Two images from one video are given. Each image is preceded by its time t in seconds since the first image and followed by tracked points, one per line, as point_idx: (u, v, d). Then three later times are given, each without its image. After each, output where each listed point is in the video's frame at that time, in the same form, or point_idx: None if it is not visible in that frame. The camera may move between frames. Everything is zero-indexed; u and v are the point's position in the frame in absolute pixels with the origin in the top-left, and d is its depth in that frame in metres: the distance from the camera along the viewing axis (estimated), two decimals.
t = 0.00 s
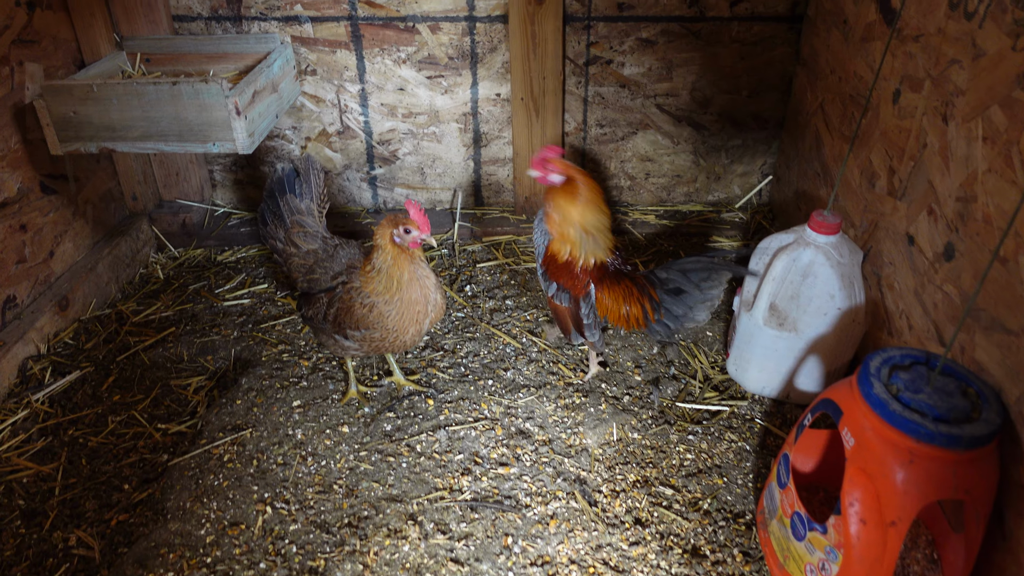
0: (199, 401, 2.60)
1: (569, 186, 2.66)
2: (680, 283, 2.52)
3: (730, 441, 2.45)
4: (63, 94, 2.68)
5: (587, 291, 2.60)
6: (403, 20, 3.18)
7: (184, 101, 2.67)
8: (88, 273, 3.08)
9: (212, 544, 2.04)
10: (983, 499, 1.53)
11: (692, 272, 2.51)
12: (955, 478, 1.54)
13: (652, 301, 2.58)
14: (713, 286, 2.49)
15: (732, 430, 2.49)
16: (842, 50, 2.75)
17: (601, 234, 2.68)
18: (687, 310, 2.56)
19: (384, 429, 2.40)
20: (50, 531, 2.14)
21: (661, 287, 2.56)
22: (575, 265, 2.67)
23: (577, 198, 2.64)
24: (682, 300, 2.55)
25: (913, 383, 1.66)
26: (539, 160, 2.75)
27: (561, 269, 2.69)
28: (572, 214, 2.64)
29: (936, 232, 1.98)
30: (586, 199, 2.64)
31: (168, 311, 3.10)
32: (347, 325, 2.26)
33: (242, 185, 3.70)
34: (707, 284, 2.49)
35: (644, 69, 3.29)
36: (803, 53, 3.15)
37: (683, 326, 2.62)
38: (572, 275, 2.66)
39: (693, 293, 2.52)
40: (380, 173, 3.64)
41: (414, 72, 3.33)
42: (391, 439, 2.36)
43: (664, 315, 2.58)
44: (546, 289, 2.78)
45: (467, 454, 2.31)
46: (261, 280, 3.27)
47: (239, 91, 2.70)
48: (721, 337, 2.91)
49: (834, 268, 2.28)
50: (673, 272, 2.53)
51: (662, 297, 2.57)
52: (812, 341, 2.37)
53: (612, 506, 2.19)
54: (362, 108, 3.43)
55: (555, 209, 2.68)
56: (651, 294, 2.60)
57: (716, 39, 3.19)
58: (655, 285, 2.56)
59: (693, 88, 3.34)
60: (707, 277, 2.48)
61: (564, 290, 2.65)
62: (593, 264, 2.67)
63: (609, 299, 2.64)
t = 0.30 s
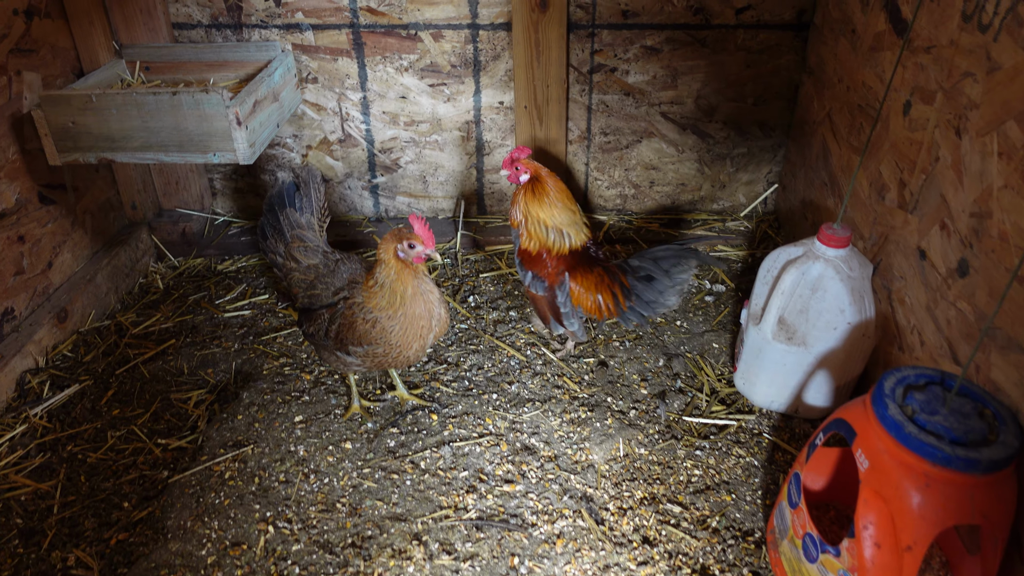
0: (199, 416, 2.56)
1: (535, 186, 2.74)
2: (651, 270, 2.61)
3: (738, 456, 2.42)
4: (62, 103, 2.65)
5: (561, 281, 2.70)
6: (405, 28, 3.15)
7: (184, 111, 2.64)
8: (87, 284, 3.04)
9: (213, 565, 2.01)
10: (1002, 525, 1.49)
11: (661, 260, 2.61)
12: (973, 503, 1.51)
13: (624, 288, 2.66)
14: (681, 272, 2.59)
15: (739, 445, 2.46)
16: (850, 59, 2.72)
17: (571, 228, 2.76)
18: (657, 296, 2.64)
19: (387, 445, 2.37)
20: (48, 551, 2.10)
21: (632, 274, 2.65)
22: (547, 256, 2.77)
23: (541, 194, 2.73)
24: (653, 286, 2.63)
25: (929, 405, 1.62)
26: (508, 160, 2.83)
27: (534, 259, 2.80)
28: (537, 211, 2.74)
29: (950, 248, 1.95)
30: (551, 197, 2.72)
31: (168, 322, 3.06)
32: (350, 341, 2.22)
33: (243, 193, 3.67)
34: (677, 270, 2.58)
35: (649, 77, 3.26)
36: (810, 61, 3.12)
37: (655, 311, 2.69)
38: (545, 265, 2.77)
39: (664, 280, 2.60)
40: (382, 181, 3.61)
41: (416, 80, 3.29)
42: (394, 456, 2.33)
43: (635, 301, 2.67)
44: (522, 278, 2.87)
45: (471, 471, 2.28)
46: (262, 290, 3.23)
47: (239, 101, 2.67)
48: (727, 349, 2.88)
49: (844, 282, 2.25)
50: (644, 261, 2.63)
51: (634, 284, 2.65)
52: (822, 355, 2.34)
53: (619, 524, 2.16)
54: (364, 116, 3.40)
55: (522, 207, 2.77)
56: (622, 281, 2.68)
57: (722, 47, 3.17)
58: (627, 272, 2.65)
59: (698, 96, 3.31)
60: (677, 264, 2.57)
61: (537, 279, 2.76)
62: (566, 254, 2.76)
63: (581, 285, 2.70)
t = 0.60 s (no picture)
0: (200, 430, 2.52)
1: (501, 177, 2.69)
2: (615, 268, 2.67)
3: (747, 472, 2.38)
4: (60, 113, 2.61)
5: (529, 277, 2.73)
6: (408, 35, 3.12)
7: (184, 121, 2.60)
8: (87, 294, 3.00)
9: None
10: None
11: (625, 258, 2.68)
12: (995, 528, 1.46)
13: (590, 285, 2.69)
14: (642, 269, 2.67)
15: (749, 460, 2.43)
16: (860, 68, 2.69)
17: (535, 221, 2.71)
18: (621, 292, 2.69)
19: (392, 461, 2.33)
20: (47, 572, 2.06)
21: (597, 271, 2.69)
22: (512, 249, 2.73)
23: (508, 187, 2.68)
24: (618, 283, 2.68)
25: (948, 426, 1.58)
26: (475, 149, 2.71)
27: (499, 252, 2.77)
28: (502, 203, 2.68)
29: (966, 263, 1.92)
30: (519, 188, 2.69)
31: (168, 334, 3.02)
32: (356, 358, 2.25)
33: (244, 201, 3.63)
34: (640, 268, 2.66)
35: (655, 85, 3.23)
36: (818, 69, 3.09)
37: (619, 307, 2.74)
38: (511, 259, 2.75)
39: (627, 276, 2.66)
40: (384, 190, 3.57)
41: (419, 88, 3.26)
42: (399, 473, 2.29)
43: (601, 297, 2.70)
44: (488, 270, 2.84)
45: (477, 488, 2.24)
46: (262, 301, 3.19)
47: (241, 111, 2.63)
48: (735, 361, 2.84)
49: (856, 296, 2.22)
50: (608, 258, 2.69)
51: (599, 281, 2.69)
52: (833, 370, 2.32)
53: (628, 543, 2.12)
54: (367, 124, 3.36)
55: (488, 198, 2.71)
56: (587, 279, 2.72)
57: (729, 55, 3.14)
58: (592, 269, 2.69)
59: (704, 104, 3.28)
60: (639, 263, 2.66)
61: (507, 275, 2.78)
62: (533, 248, 2.72)
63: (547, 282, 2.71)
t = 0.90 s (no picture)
0: (201, 445, 2.48)
1: (487, 182, 2.76)
2: (597, 255, 2.86)
3: (757, 488, 2.34)
4: (58, 123, 2.56)
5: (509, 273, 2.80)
6: (411, 42, 3.08)
7: (184, 131, 2.56)
8: (85, 305, 2.95)
9: None
10: None
11: (604, 245, 2.88)
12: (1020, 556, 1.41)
13: (573, 274, 2.84)
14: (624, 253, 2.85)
15: (759, 475, 2.39)
16: (871, 76, 2.65)
17: (516, 226, 2.82)
18: (604, 278, 2.88)
19: (396, 478, 2.29)
20: None
21: (580, 260, 2.86)
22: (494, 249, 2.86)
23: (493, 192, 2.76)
24: (600, 270, 2.87)
25: (969, 449, 1.54)
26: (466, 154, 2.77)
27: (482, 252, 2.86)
28: (483, 206, 2.78)
29: (982, 278, 1.88)
30: (502, 193, 2.77)
31: (168, 345, 2.97)
32: (372, 371, 2.21)
33: (244, 209, 3.59)
34: (621, 253, 2.85)
35: (660, 92, 3.19)
36: (826, 76, 3.05)
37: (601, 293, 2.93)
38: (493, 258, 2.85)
39: (609, 261, 2.86)
40: (387, 198, 3.53)
41: (422, 95, 3.22)
42: (404, 490, 2.25)
43: (585, 285, 2.88)
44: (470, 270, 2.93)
45: (483, 506, 2.20)
46: (264, 311, 3.15)
47: (242, 120, 2.59)
48: (743, 373, 2.80)
49: (869, 309, 2.20)
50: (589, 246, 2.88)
51: (582, 269, 2.87)
52: (844, 385, 2.29)
53: (638, 562, 2.08)
54: (369, 131, 3.32)
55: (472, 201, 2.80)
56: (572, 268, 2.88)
57: (735, 61, 3.10)
58: (575, 259, 2.86)
59: (711, 111, 3.24)
60: (621, 247, 2.84)
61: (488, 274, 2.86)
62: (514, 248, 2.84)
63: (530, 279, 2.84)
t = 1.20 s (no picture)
0: (204, 462, 2.43)
1: (452, 185, 2.86)
2: (580, 247, 2.95)
3: (772, 507, 2.29)
4: (58, 134, 2.50)
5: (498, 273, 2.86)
6: (417, 49, 3.03)
7: (187, 141, 2.51)
8: (86, 317, 2.90)
9: None
10: None
11: (586, 237, 2.97)
12: None
13: (558, 268, 2.93)
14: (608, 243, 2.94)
15: (773, 494, 2.34)
16: (887, 86, 2.60)
17: (489, 224, 2.92)
18: (590, 270, 2.97)
19: (404, 498, 2.25)
20: None
21: (564, 254, 2.95)
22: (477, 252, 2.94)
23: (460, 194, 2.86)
24: (584, 261, 2.95)
25: (998, 479, 1.49)
26: (422, 161, 2.88)
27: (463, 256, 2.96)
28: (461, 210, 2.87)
29: (1006, 298, 1.84)
30: (468, 195, 2.86)
31: (170, 358, 2.92)
32: (397, 393, 2.21)
33: (247, 218, 3.54)
34: (604, 243, 2.95)
35: (670, 100, 3.14)
36: (838, 85, 3.01)
37: (586, 285, 3.02)
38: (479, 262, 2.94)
39: (592, 252, 2.95)
40: (391, 206, 3.48)
41: (427, 103, 3.17)
42: (412, 512, 2.20)
43: (571, 278, 2.97)
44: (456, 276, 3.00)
45: (493, 528, 2.16)
46: (267, 323, 3.11)
47: (246, 130, 2.54)
48: (755, 388, 2.75)
49: (887, 328, 2.16)
50: (571, 240, 2.98)
51: (567, 263, 2.94)
52: (862, 404, 2.25)
53: None
54: (373, 139, 3.27)
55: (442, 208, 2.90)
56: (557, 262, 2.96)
57: (746, 69, 3.06)
58: (559, 253, 2.94)
59: (721, 119, 3.19)
60: (603, 237, 2.94)
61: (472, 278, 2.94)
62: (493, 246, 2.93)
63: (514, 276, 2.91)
